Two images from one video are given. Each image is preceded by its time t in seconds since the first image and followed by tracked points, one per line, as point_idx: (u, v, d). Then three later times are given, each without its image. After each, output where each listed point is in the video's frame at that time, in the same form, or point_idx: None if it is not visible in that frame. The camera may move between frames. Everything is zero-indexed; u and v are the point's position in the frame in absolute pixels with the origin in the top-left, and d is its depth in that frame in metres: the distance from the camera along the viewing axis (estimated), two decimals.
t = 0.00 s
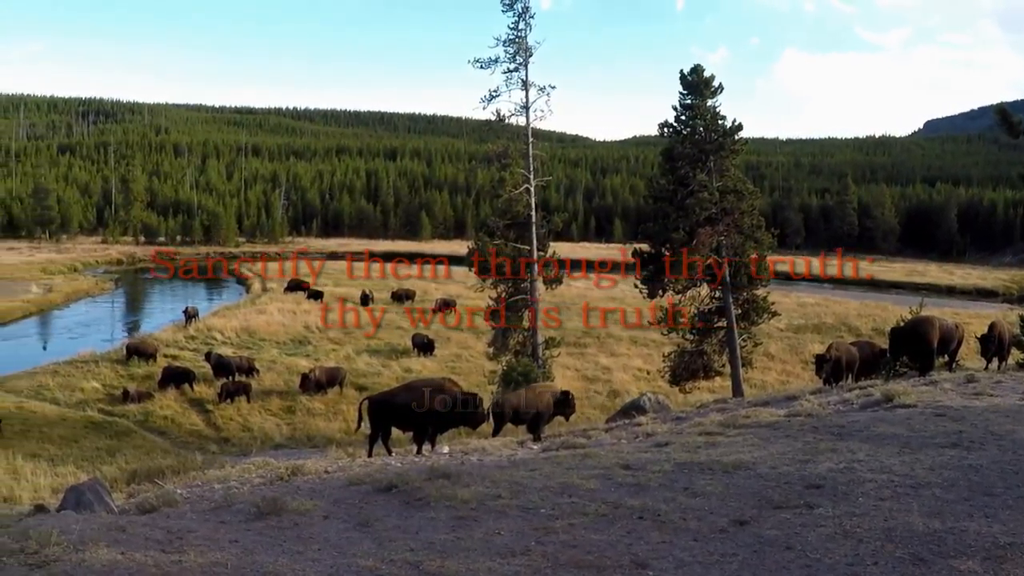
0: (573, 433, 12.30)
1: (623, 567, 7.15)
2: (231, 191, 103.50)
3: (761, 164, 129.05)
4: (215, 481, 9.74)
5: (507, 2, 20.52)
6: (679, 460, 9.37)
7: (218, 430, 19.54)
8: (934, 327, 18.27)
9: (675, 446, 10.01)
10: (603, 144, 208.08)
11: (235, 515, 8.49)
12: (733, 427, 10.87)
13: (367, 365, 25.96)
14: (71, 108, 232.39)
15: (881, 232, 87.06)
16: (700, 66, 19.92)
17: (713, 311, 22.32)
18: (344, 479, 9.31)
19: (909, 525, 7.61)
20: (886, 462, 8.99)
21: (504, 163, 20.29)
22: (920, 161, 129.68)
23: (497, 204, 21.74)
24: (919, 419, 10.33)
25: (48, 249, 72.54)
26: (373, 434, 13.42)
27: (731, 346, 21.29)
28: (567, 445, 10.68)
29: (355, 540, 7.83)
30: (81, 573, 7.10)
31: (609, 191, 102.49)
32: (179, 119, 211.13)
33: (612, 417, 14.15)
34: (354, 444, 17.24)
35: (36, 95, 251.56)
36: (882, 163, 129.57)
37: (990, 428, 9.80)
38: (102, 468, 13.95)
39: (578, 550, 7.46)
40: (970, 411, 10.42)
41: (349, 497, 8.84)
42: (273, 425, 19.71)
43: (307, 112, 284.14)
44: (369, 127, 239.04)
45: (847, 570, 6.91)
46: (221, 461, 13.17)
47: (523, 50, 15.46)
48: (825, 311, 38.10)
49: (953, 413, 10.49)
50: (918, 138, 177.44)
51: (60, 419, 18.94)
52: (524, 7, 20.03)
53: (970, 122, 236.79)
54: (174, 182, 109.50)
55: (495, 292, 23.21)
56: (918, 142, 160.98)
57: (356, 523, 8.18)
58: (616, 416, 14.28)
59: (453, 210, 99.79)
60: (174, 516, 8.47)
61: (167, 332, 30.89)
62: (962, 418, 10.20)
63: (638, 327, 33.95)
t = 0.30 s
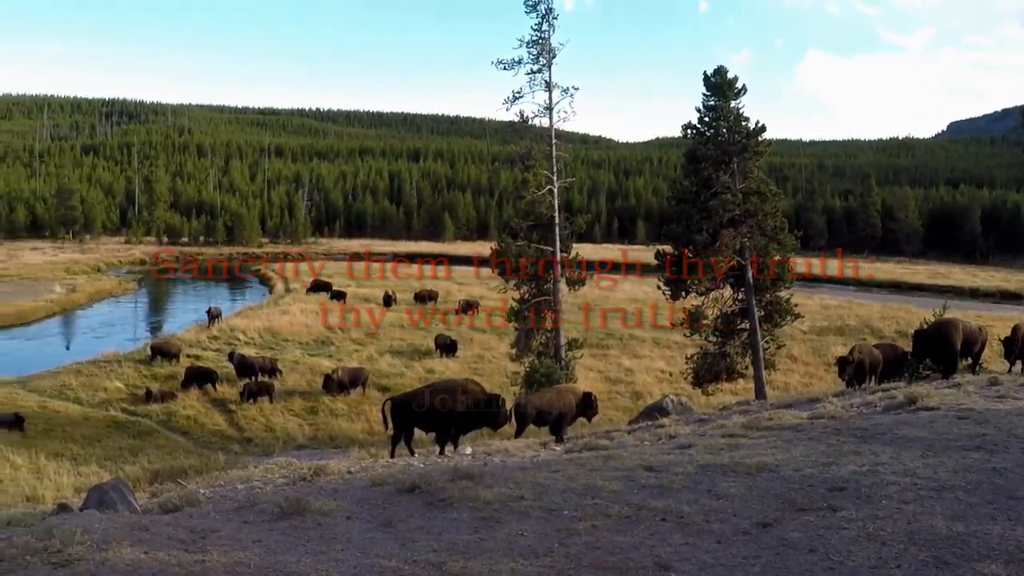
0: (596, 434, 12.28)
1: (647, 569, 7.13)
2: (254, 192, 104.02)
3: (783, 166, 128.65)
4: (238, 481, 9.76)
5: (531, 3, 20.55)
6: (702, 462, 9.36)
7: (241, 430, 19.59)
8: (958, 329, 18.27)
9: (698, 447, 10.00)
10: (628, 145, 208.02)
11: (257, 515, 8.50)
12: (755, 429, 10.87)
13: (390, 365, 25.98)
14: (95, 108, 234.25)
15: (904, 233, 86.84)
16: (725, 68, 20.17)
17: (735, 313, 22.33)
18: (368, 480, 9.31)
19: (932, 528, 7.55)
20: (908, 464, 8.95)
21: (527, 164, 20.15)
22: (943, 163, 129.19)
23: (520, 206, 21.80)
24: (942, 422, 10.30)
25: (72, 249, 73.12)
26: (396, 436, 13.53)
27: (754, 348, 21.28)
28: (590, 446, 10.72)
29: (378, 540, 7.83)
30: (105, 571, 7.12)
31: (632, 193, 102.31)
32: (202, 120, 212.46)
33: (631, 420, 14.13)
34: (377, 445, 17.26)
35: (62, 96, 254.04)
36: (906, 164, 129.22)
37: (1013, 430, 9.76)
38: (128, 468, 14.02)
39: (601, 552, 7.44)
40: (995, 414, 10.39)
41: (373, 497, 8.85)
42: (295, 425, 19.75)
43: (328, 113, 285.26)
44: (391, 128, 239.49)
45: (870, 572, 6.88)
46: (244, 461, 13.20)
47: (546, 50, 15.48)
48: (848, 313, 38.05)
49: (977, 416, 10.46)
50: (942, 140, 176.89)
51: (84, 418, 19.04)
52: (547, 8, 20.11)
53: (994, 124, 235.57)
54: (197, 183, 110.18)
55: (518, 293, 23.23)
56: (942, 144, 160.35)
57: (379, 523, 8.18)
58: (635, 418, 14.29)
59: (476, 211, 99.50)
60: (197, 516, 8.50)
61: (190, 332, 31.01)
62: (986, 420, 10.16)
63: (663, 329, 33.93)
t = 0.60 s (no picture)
0: (617, 436, 12.29)
1: (668, 572, 7.11)
2: (276, 193, 104.47)
3: (805, 168, 128.25)
4: (260, 482, 9.77)
5: (553, 5, 20.58)
6: (723, 465, 9.33)
7: (262, 430, 19.66)
8: (980, 332, 18.25)
9: (719, 450, 9.98)
10: (649, 147, 207.73)
11: (279, 515, 8.51)
12: (777, 432, 10.84)
13: (411, 366, 26.00)
14: (119, 109, 235.97)
15: (926, 236, 86.51)
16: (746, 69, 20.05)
17: (757, 315, 22.31)
18: (390, 482, 9.32)
19: (955, 531, 7.48)
20: (931, 468, 8.91)
21: (550, 167, 20.18)
22: (967, 166, 128.51)
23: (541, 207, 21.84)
24: (964, 425, 10.26)
25: (94, 250, 73.65)
26: (418, 436, 13.35)
27: (776, 351, 21.26)
28: (612, 448, 10.71)
29: (400, 542, 7.83)
30: (127, 571, 7.15)
31: (654, 195, 102.03)
32: (224, 121, 213.50)
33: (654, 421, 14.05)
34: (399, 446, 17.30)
35: (87, 98, 256.71)
36: (928, 167, 128.69)
37: None
38: (152, 468, 14.09)
39: (623, 553, 7.42)
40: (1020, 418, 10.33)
41: (395, 499, 8.83)
42: (316, 426, 19.80)
43: (348, 113, 285.97)
44: (411, 130, 240.01)
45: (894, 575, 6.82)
46: (265, 462, 13.25)
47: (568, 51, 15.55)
48: (869, 316, 37.94)
49: (999, 419, 10.42)
50: (967, 142, 175.98)
51: (106, 418, 19.15)
52: (569, 9, 20.12)
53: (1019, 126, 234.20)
54: (219, 184, 110.82)
55: (539, 295, 23.28)
56: (965, 146, 159.72)
57: (400, 525, 8.18)
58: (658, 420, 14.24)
59: (497, 213, 99.28)
60: (219, 515, 8.52)
61: (212, 333, 31.15)
62: (1009, 425, 10.12)
63: (683, 331, 33.89)
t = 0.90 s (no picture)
0: (638, 438, 12.26)
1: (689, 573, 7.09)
2: (298, 193, 104.68)
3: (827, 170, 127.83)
4: (282, 481, 9.79)
5: (575, 5, 20.55)
6: (745, 467, 9.31)
7: (283, 429, 19.68)
8: (1004, 335, 18.23)
9: (742, 453, 9.94)
10: (672, 147, 207.16)
11: (300, 513, 8.53)
12: (799, 434, 10.81)
13: (433, 367, 26.01)
14: (142, 109, 237.30)
15: (949, 238, 86.05)
16: (769, 71, 20.09)
17: (779, 318, 22.36)
18: (414, 481, 9.33)
19: (977, 535, 7.41)
20: (953, 472, 8.85)
21: (572, 168, 20.45)
22: (990, 168, 127.67)
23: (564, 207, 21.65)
24: (987, 428, 10.22)
25: (117, 249, 73.96)
26: (440, 437, 13.29)
27: (798, 354, 21.21)
28: (633, 449, 10.72)
29: (422, 541, 7.83)
30: (150, 569, 7.20)
31: (676, 196, 101.70)
32: (245, 121, 214.34)
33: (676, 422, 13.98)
34: (420, 446, 17.29)
35: (112, 98, 258.93)
36: (950, 168, 127.94)
37: None
38: (175, 466, 14.12)
39: (645, 555, 7.39)
40: None
41: (417, 498, 8.83)
42: (337, 426, 19.78)
43: (368, 113, 286.43)
44: (432, 130, 240.16)
45: None
46: (285, 461, 13.28)
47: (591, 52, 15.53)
48: (893, 318, 37.77)
49: None
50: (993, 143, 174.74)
51: (128, 417, 19.25)
52: (592, 9, 20.09)
53: None
54: (241, 184, 111.17)
55: (561, 295, 23.07)
56: (990, 148, 158.70)
57: (423, 524, 8.17)
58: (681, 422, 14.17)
59: (519, 213, 99.13)
60: (241, 514, 8.53)
61: (234, 332, 31.22)
62: None
63: (705, 333, 33.81)
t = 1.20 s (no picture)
0: (662, 439, 12.20)
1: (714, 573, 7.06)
2: (325, 192, 104.89)
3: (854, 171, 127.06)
4: (307, 479, 9.82)
5: (602, 5, 20.53)
6: (773, 468, 9.26)
7: (309, 427, 19.73)
8: None
9: (769, 454, 9.93)
10: (700, 148, 206.39)
11: (324, 511, 8.57)
12: (826, 435, 10.82)
13: (458, 366, 26.02)
14: (167, 109, 238.39)
15: (976, 240, 85.50)
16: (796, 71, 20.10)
17: (806, 319, 22.28)
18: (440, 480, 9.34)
19: (1005, 540, 7.30)
20: (980, 475, 8.78)
21: (598, 168, 20.43)
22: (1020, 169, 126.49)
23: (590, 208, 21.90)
24: (1015, 431, 10.17)
25: (143, 247, 74.34)
26: (464, 437, 13.34)
27: (823, 355, 21.02)
28: (657, 449, 10.73)
29: (448, 540, 7.84)
30: (177, 566, 7.31)
31: (702, 197, 101.24)
32: (271, 120, 215.03)
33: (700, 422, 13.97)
34: (445, 445, 17.29)
35: (140, 97, 261.04)
36: (978, 170, 127.00)
37: None
38: (202, 462, 14.14)
39: (671, 556, 7.38)
40: None
41: (443, 497, 8.84)
42: (363, 424, 19.80)
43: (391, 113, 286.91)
44: (456, 130, 239.99)
45: None
46: (311, 458, 13.30)
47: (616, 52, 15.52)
48: (920, 320, 37.54)
49: None
50: None
51: (154, 414, 19.39)
52: (619, 8, 20.00)
53: None
54: (268, 183, 111.52)
55: (587, 296, 23.26)
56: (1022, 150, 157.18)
57: (449, 523, 8.18)
58: (706, 421, 14.13)
59: (545, 212, 98.88)
60: (268, 511, 8.58)
61: (259, 331, 31.32)
62: None
63: (730, 334, 33.72)
